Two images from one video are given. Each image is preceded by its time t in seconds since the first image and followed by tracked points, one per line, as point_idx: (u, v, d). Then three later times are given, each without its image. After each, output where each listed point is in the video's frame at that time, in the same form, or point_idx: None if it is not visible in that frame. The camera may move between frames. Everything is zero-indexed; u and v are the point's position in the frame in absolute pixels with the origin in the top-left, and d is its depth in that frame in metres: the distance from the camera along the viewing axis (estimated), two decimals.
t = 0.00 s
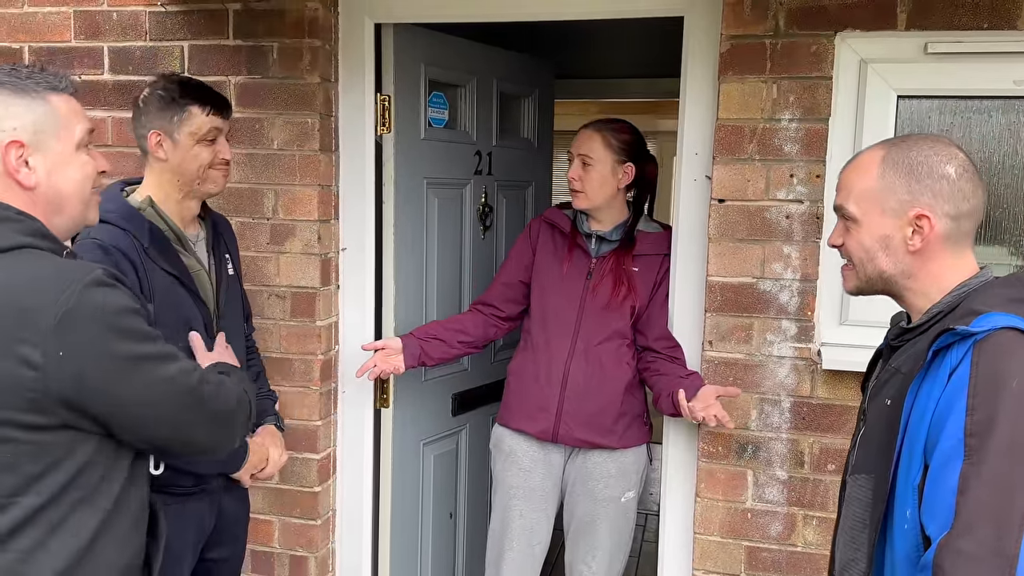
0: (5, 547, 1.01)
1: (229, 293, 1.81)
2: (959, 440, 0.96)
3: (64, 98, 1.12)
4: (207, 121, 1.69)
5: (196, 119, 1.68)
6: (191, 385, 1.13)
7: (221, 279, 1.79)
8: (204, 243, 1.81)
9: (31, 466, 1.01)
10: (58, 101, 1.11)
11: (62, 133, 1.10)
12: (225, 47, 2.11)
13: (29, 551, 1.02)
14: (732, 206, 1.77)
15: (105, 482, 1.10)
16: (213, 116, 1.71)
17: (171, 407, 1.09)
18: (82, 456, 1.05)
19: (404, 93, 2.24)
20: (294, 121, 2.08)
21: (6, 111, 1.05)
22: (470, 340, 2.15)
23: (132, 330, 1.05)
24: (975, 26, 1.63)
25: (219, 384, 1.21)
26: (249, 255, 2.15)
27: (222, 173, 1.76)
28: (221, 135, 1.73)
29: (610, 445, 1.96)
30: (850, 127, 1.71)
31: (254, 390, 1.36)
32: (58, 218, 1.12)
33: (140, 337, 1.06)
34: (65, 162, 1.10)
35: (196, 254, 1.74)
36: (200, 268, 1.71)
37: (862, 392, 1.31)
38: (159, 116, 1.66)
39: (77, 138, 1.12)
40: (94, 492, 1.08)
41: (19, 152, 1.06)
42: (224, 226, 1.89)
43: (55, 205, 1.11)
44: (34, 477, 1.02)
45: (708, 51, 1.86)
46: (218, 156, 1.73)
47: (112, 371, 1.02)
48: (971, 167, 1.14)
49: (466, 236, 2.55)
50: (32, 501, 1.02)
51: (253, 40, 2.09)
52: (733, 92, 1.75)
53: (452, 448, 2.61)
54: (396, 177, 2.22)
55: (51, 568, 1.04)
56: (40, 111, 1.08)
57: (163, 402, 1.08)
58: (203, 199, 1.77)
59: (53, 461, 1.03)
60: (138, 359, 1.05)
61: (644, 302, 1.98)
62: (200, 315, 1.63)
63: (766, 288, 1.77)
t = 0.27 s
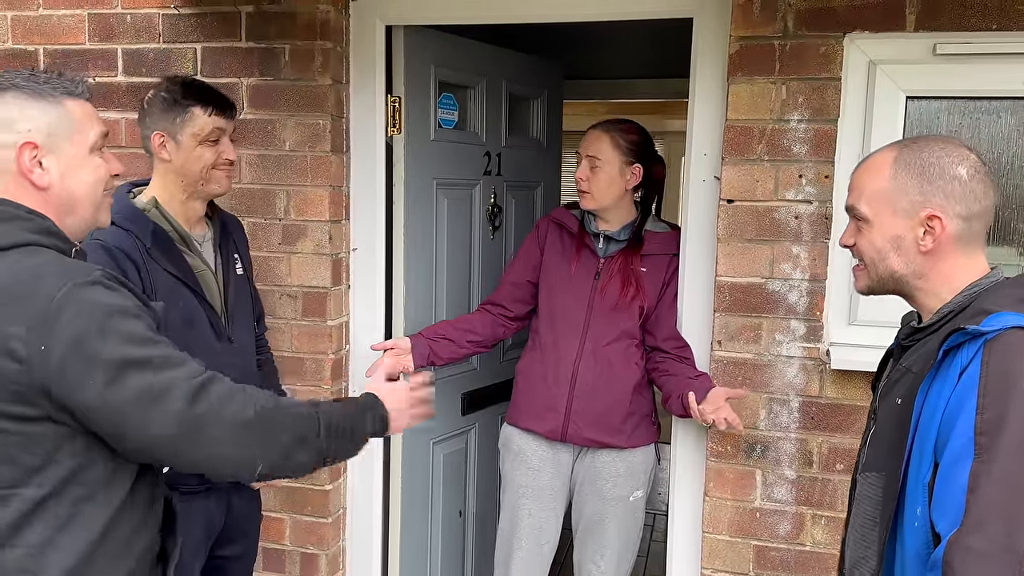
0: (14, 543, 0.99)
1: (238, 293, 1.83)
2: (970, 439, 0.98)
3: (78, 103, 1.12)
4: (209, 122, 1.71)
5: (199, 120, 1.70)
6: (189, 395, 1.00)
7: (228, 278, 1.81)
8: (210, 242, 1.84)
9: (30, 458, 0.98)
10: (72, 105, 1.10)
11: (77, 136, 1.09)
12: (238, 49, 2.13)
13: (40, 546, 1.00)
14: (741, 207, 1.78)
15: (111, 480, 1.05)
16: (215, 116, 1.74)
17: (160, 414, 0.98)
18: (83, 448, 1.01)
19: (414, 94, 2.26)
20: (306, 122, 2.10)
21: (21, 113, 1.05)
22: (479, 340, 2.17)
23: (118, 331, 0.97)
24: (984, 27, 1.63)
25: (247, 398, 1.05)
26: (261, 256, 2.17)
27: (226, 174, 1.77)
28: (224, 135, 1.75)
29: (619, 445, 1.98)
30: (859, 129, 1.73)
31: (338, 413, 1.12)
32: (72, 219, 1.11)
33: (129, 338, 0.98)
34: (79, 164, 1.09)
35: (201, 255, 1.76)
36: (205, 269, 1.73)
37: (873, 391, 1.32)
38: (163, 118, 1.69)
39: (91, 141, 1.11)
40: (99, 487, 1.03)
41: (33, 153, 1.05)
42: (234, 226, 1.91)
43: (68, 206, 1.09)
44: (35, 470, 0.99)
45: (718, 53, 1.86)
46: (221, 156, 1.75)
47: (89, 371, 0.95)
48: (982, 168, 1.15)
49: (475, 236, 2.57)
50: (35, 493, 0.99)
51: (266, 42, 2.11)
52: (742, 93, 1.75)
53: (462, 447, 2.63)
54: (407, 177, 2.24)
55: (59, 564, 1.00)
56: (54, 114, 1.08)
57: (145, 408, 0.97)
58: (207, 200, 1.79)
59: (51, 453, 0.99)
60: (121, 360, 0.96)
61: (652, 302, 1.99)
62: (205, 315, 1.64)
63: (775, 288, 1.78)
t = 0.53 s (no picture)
0: (38, 535, 0.97)
1: (245, 292, 1.85)
2: (974, 436, 0.99)
3: (102, 104, 1.11)
4: (214, 123, 1.73)
5: (203, 120, 1.72)
6: (207, 369, 0.96)
7: (236, 277, 1.83)
8: (218, 242, 1.85)
9: (54, 450, 0.96)
10: (96, 106, 1.10)
11: (100, 136, 1.08)
12: (246, 51, 2.15)
13: (64, 539, 0.98)
14: (746, 207, 1.79)
15: (135, 475, 1.03)
16: (220, 117, 1.75)
17: (180, 392, 0.94)
18: (108, 440, 0.99)
19: (421, 95, 2.28)
20: (314, 123, 2.12)
21: (45, 114, 1.04)
22: (470, 331, 2.19)
23: (132, 313, 0.94)
24: (989, 28, 1.64)
25: (273, 371, 1.00)
26: (270, 256, 2.18)
27: (230, 173, 1.78)
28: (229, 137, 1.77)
29: (620, 444, 1.99)
30: (864, 130, 1.72)
31: (383, 385, 1.05)
32: (95, 219, 1.10)
33: (145, 321, 0.95)
34: (102, 164, 1.09)
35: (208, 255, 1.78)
36: (212, 269, 1.74)
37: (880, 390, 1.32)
38: (167, 120, 1.71)
39: (114, 142, 1.11)
40: (123, 479, 1.01)
41: (58, 153, 1.05)
42: (242, 226, 1.93)
43: (90, 205, 1.09)
44: (59, 461, 0.96)
45: (726, 54, 1.87)
46: (227, 158, 1.77)
47: (104, 355, 0.92)
48: (990, 170, 1.16)
49: (481, 236, 2.58)
50: (58, 486, 0.97)
51: (274, 44, 2.13)
52: (748, 94, 1.76)
53: (468, 446, 2.64)
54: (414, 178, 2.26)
55: (83, 558, 0.98)
56: (79, 116, 1.07)
57: (171, 391, 0.94)
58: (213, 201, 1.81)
59: (75, 445, 0.97)
60: (135, 341, 0.93)
61: (655, 302, 2.00)
62: (211, 314, 1.65)
63: (780, 288, 1.79)
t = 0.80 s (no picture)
0: (86, 529, 1.01)
1: (254, 290, 1.86)
2: (980, 435, 0.99)
3: (142, 103, 1.13)
4: (225, 123, 1.75)
5: (215, 121, 1.73)
6: (247, 359, 0.98)
7: (244, 276, 1.84)
8: (225, 241, 1.87)
9: (101, 444, 1.00)
10: (136, 105, 1.12)
11: (138, 135, 1.11)
12: (251, 51, 2.16)
13: (111, 532, 1.02)
14: (749, 207, 1.79)
15: (175, 469, 1.07)
16: (230, 117, 1.77)
17: (221, 381, 0.97)
18: (153, 434, 1.03)
19: (425, 95, 2.28)
20: (319, 123, 2.13)
21: (87, 113, 1.07)
22: (449, 299, 2.24)
23: (173, 305, 0.97)
24: (992, 28, 1.64)
25: (310, 361, 1.02)
26: (275, 255, 2.19)
27: (241, 173, 1.82)
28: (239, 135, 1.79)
29: (602, 442, 1.99)
30: (868, 129, 1.72)
31: (419, 381, 1.07)
32: (131, 216, 1.14)
33: (186, 313, 0.98)
34: (139, 162, 1.12)
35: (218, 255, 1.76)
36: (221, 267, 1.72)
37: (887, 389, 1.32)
38: (180, 120, 1.71)
39: (152, 141, 1.13)
40: (167, 474, 1.06)
41: (97, 152, 1.08)
42: (248, 225, 1.94)
43: (128, 203, 1.12)
44: (105, 455, 1.00)
45: (730, 54, 1.87)
46: (238, 157, 1.80)
47: (147, 346, 0.95)
48: (998, 169, 1.16)
49: (486, 235, 2.58)
50: (105, 478, 1.01)
51: (279, 44, 2.14)
52: (751, 94, 1.76)
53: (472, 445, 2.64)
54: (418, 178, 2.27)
55: (131, 551, 1.03)
56: (118, 115, 1.10)
57: (212, 381, 0.97)
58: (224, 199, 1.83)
59: (121, 439, 1.01)
60: (177, 333, 0.96)
61: (646, 304, 2.00)
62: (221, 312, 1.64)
63: (784, 287, 1.79)
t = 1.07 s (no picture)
0: (130, 526, 1.04)
1: (263, 288, 1.87)
2: (976, 432, 1.00)
3: (173, 99, 1.14)
4: (235, 123, 1.75)
5: (226, 120, 1.73)
6: (290, 357, 1.01)
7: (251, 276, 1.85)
8: (231, 242, 1.87)
9: (145, 440, 1.02)
10: (167, 101, 1.13)
11: (170, 132, 1.11)
12: (256, 51, 2.17)
13: (155, 529, 1.04)
14: (752, 206, 1.79)
15: (217, 466, 1.09)
16: (241, 117, 1.78)
17: (265, 379, 0.99)
18: (196, 431, 1.05)
19: (429, 95, 2.29)
20: (323, 123, 2.13)
21: (120, 109, 1.08)
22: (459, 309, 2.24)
23: (217, 302, 1.00)
24: (996, 27, 1.64)
25: (350, 361, 1.04)
26: (279, 255, 2.20)
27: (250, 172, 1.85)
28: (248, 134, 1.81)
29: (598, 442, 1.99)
30: (871, 129, 1.72)
31: (458, 385, 1.07)
32: (164, 212, 1.14)
33: (230, 310, 1.00)
34: (172, 159, 1.12)
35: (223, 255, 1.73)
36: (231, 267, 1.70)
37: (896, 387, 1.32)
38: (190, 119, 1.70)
39: (183, 138, 1.14)
40: (208, 471, 1.08)
41: (131, 148, 1.08)
42: (254, 224, 1.94)
43: (161, 199, 1.12)
44: (148, 452, 1.02)
45: (733, 54, 1.87)
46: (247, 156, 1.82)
47: (191, 342, 0.97)
48: (1011, 168, 1.17)
49: (489, 235, 2.59)
50: (147, 475, 1.03)
51: (283, 44, 2.14)
52: (754, 93, 1.76)
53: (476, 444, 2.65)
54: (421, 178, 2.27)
55: (174, 548, 1.05)
56: (151, 111, 1.10)
57: (255, 377, 0.99)
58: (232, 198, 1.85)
59: (165, 436, 1.03)
60: (221, 329, 0.98)
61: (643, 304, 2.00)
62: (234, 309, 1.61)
63: (787, 287, 1.79)
